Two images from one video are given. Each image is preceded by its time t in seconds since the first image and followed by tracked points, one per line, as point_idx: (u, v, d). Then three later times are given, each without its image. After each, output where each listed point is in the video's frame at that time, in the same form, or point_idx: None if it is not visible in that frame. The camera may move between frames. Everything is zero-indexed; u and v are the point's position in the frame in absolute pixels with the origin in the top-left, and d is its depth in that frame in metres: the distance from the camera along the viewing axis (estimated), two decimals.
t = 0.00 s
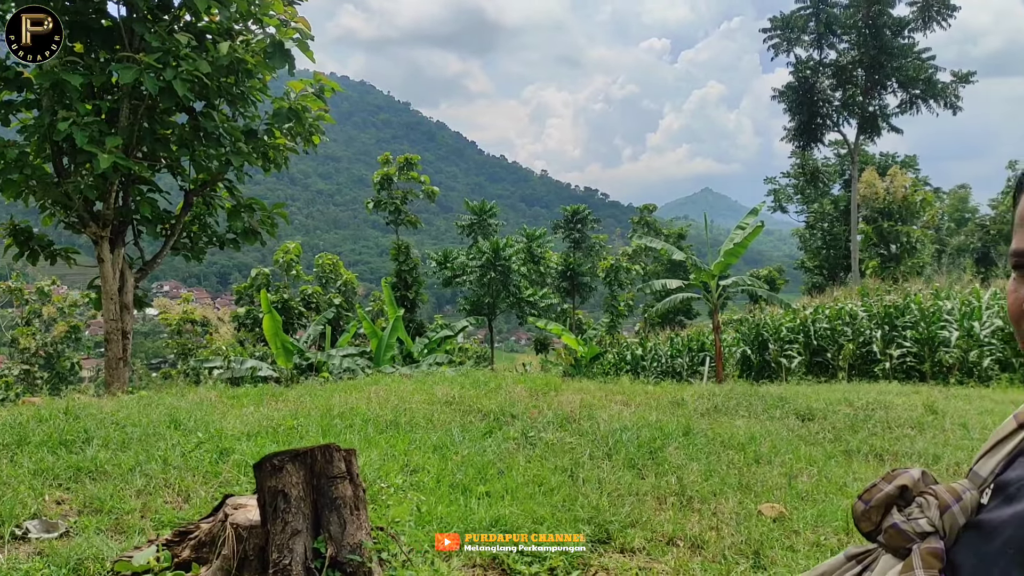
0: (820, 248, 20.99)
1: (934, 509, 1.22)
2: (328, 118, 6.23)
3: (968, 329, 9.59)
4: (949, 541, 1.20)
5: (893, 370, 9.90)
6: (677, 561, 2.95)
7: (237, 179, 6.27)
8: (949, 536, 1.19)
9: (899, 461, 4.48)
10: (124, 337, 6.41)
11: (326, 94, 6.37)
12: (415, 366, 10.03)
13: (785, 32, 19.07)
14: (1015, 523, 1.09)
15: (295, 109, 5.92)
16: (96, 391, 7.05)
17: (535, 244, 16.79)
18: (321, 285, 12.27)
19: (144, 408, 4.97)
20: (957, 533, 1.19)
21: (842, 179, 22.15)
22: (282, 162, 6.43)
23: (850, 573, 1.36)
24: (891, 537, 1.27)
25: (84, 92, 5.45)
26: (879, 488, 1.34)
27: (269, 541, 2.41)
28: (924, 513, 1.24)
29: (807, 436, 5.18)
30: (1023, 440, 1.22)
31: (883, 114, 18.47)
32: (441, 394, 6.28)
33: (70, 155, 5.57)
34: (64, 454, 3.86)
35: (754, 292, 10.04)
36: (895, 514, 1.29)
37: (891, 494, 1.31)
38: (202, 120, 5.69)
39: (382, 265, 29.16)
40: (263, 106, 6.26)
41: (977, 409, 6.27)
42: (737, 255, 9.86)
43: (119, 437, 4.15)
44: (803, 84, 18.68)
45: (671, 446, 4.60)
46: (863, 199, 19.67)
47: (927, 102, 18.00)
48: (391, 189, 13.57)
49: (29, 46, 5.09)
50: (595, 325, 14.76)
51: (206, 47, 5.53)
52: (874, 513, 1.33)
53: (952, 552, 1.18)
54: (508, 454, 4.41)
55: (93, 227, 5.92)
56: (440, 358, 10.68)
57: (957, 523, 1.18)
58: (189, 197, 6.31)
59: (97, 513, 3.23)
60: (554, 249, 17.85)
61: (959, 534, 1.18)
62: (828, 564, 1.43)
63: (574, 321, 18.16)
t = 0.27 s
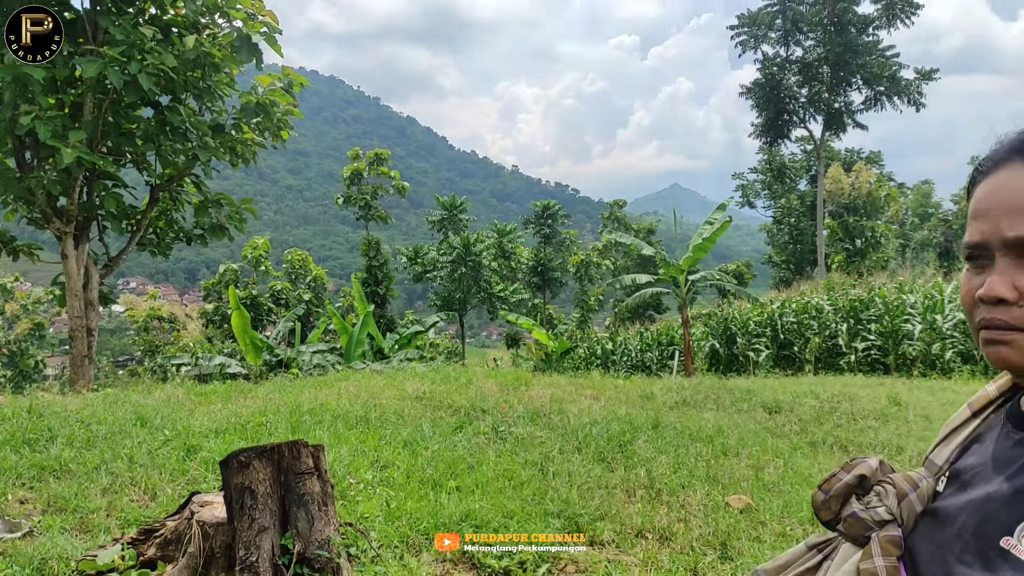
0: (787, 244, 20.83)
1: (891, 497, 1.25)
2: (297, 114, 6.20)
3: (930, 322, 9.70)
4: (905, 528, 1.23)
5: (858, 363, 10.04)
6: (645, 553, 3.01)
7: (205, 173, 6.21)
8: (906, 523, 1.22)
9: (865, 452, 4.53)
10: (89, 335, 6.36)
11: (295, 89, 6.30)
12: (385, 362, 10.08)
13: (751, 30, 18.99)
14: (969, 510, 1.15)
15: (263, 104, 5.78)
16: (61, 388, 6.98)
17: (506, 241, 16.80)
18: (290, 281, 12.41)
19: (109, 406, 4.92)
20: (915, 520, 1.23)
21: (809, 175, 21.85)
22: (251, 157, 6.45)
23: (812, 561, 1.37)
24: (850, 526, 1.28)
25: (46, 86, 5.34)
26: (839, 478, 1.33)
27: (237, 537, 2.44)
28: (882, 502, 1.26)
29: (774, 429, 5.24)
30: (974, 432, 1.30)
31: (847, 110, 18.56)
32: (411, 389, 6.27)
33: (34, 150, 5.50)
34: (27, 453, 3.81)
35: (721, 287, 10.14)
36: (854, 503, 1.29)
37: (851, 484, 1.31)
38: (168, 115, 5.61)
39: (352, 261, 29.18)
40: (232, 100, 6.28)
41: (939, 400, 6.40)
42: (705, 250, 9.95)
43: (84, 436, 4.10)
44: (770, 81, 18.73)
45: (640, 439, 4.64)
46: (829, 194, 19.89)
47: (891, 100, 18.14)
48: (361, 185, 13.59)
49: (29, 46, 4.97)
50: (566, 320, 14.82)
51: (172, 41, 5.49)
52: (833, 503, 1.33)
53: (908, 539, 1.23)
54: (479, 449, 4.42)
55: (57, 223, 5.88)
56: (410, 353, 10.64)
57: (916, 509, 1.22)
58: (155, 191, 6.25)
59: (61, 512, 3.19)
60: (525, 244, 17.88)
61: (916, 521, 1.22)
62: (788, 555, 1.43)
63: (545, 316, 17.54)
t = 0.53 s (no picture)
0: (751, 236, 20.79)
1: (843, 484, 1.36)
2: (260, 106, 6.10)
3: (890, 313, 10.07)
4: (856, 514, 1.34)
5: (820, 353, 10.33)
6: (610, 544, 3.09)
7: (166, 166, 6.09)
8: (856, 509, 1.33)
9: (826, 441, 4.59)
10: (47, 329, 6.25)
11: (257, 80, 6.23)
12: (350, 356, 10.17)
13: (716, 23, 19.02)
14: (915, 494, 1.23)
15: (223, 95, 5.66)
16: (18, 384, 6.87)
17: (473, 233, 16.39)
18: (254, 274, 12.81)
19: (65, 402, 4.91)
20: (865, 505, 1.33)
21: (773, 168, 22.11)
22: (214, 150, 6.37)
23: (767, 548, 1.49)
24: (804, 513, 1.40)
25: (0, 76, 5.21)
26: (792, 467, 1.46)
27: (196, 534, 2.41)
28: (834, 488, 1.38)
29: (738, 419, 5.31)
30: (921, 418, 1.43)
31: (810, 104, 18.81)
32: (377, 383, 6.35)
33: None
34: None
35: (687, 280, 10.26)
36: (808, 491, 1.42)
37: (803, 472, 1.45)
38: (127, 105, 5.47)
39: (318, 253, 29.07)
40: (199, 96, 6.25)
41: (898, 390, 6.55)
42: (671, 242, 10.00)
43: (41, 433, 4.07)
44: (734, 74, 18.95)
45: (606, 431, 4.70)
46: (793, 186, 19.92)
47: (852, 93, 18.38)
48: (325, 177, 13.53)
49: (29, 46, 4.79)
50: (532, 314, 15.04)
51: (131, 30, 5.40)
52: (787, 491, 1.46)
53: (859, 524, 1.32)
54: (445, 442, 4.43)
55: (13, 216, 5.73)
56: (377, 348, 10.79)
57: (865, 496, 1.34)
58: (115, 185, 6.18)
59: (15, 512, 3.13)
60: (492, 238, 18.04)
61: (866, 507, 1.33)
62: (746, 541, 1.55)
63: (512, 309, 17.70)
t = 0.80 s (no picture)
0: (710, 230, 21.24)
1: (787, 477, 1.47)
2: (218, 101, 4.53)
3: (845, 305, 10.38)
4: (800, 507, 1.44)
5: (778, 346, 10.66)
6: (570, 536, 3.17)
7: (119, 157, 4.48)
8: (800, 502, 1.44)
9: (783, 433, 4.67)
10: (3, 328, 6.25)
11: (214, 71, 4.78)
12: (310, 351, 10.32)
13: (675, 19, 19.05)
14: (855, 485, 1.34)
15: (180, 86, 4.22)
16: None
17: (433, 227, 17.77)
18: (212, 268, 13.07)
19: (22, 400, 5.27)
20: (808, 498, 1.43)
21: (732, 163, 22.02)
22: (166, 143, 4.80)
23: (715, 543, 1.58)
24: (750, 507, 1.50)
25: None
26: (738, 463, 1.59)
27: (149, 531, 2.40)
28: (778, 482, 1.49)
29: (697, 412, 5.40)
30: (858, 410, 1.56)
31: (768, 99, 19.04)
32: (337, 378, 6.50)
33: None
34: None
35: (646, 274, 10.45)
36: (753, 485, 1.53)
37: (749, 467, 1.57)
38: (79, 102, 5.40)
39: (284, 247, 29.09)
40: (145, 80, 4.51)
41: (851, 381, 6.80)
42: (631, 237, 10.11)
43: None
44: (693, 69, 18.98)
45: (566, 424, 4.79)
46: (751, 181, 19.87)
47: (809, 89, 18.75)
48: (284, 170, 13.80)
49: (31, 48, 3.56)
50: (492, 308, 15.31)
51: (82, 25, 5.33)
52: (734, 486, 1.57)
53: (802, 518, 1.42)
54: (405, 437, 4.53)
55: None
56: (337, 343, 10.97)
57: (808, 488, 1.44)
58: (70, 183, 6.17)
59: None
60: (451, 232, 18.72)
61: (810, 499, 1.43)
62: (696, 539, 1.63)
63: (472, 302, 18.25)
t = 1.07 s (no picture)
0: (671, 224, 21.17)
1: (734, 472, 1.53)
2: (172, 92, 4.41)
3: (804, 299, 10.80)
4: (748, 499, 1.51)
5: (738, 339, 10.92)
6: (530, 530, 3.20)
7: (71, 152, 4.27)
8: (748, 495, 1.51)
9: (741, 426, 4.73)
10: None
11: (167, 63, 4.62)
12: (268, 347, 10.31)
13: (635, 12, 19.11)
14: (801, 479, 1.40)
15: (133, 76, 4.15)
16: None
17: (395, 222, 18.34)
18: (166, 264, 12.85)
19: None
20: (756, 491, 1.51)
21: (692, 157, 21.91)
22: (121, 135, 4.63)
23: (664, 538, 1.64)
24: (699, 502, 1.55)
25: None
26: (686, 458, 1.62)
27: (99, 532, 2.38)
28: (726, 476, 1.54)
29: (657, 405, 5.45)
30: (805, 403, 1.63)
31: (727, 94, 19.16)
32: (294, 375, 6.52)
33: None
34: None
35: (607, 267, 10.58)
36: (702, 480, 1.58)
37: (697, 462, 1.61)
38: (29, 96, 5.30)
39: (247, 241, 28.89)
40: (95, 71, 4.35)
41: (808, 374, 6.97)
42: (591, 230, 10.22)
43: None
44: (654, 64, 18.86)
45: (527, 419, 4.83)
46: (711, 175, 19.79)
47: (768, 84, 18.97)
48: (240, 163, 13.71)
49: (30, 47, 3.67)
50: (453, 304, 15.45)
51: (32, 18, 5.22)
52: (683, 481, 1.62)
53: (749, 510, 1.49)
54: (364, 433, 4.54)
55: None
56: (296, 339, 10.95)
57: (756, 481, 1.51)
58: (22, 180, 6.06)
59: None
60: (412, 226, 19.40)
61: (757, 492, 1.51)
62: (647, 534, 1.69)
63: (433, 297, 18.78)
